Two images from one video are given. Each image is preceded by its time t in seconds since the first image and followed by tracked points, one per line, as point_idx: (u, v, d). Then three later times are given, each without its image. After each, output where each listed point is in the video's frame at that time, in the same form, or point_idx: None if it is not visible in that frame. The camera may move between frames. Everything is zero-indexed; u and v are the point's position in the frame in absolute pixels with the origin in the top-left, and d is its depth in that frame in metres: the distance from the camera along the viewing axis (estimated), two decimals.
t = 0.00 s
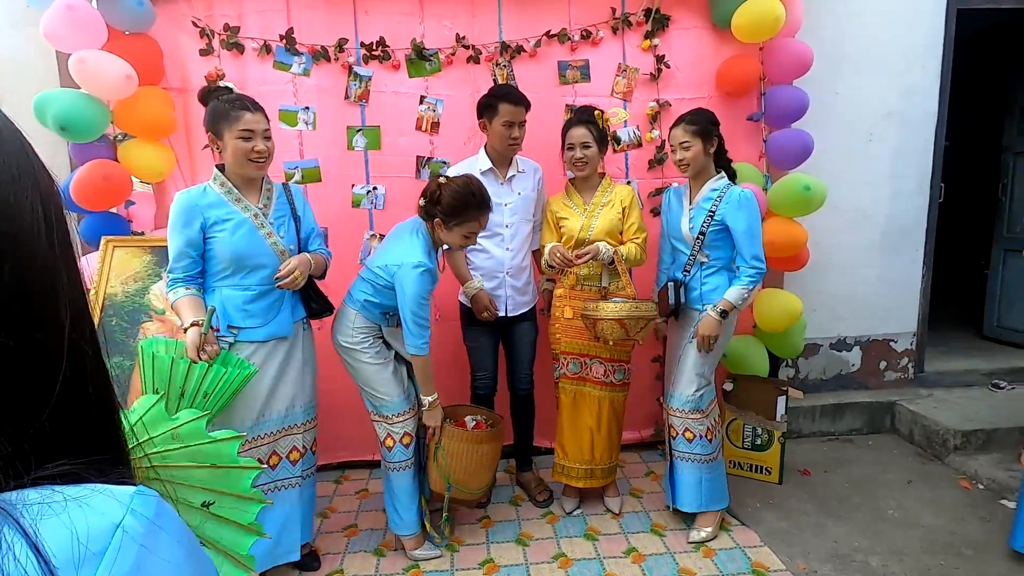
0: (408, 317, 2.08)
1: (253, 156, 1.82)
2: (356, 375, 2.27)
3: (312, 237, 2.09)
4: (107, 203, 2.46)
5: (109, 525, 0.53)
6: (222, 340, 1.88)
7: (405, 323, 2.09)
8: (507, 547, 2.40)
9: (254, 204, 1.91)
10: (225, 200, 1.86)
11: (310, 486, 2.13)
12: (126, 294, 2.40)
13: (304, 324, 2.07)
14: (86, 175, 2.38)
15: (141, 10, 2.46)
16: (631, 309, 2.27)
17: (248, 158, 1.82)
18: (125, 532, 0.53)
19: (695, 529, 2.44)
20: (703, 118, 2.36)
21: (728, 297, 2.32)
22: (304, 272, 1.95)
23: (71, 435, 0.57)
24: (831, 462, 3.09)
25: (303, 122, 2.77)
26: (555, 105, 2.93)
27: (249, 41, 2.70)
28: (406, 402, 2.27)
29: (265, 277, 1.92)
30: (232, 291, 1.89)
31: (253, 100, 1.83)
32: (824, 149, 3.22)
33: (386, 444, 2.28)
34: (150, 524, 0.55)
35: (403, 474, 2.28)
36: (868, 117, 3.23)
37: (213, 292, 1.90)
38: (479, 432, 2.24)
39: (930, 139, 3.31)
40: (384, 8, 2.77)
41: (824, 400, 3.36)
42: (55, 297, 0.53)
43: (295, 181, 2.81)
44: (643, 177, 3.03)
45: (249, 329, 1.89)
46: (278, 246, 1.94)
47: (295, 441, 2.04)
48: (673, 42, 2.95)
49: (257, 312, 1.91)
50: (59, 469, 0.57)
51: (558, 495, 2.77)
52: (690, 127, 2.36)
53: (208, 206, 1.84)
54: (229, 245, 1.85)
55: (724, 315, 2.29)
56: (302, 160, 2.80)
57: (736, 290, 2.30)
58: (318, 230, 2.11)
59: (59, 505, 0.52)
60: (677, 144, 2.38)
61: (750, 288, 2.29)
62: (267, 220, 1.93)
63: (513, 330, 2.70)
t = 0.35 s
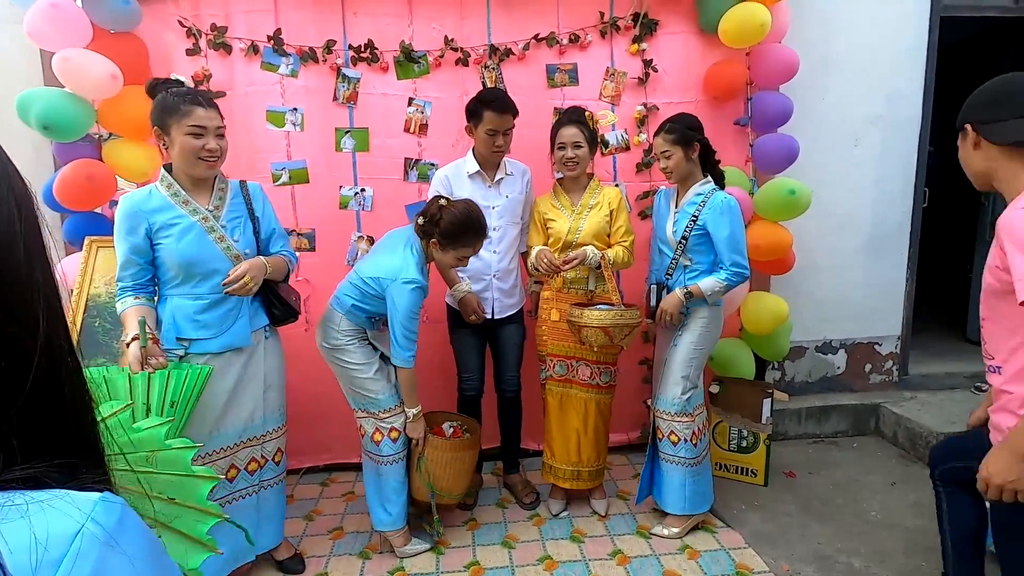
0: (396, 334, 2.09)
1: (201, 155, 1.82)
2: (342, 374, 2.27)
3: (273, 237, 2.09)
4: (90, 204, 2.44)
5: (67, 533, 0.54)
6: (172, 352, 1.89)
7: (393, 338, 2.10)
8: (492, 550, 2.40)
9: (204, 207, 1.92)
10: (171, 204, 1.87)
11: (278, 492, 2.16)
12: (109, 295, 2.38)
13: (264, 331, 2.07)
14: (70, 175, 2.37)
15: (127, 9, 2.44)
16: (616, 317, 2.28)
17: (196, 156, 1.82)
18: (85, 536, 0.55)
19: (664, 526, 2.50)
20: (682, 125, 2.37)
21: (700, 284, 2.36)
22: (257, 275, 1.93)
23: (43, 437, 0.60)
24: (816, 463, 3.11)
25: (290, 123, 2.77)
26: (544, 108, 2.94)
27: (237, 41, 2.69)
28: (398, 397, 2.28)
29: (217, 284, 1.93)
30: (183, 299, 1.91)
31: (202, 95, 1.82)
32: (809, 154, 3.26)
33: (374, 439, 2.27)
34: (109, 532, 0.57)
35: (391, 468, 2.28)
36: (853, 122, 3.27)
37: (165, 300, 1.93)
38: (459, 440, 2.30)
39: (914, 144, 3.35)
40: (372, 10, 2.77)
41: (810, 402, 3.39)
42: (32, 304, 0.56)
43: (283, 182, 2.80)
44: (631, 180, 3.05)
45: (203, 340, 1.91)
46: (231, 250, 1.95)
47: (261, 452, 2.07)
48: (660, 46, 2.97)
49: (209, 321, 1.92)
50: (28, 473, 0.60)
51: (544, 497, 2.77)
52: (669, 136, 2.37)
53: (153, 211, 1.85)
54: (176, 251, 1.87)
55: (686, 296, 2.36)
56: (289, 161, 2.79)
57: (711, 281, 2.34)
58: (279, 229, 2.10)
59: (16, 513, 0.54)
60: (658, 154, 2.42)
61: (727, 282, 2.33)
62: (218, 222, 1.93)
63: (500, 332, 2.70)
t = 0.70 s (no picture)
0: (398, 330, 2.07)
1: (170, 144, 1.81)
2: (339, 375, 2.24)
3: (240, 234, 2.11)
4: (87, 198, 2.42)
5: (96, 524, 0.57)
6: (135, 357, 1.84)
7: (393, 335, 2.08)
8: (489, 549, 2.39)
9: (167, 202, 1.90)
10: (130, 199, 1.83)
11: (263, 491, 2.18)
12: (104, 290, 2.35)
13: (234, 334, 2.06)
14: (68, 168, 2.35)
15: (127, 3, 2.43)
16: (614, 318, 2.28)
17: (166, 145, 1.81)
18: (113, 528, 0.58)
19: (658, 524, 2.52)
20: (656, 135, 2.41)
21: (705, 276, 2.35)
22: (227, 279, 1.94)
23: (77, 431, 0.65)
24: (812, 466, 3.12)
25: (291, 119, 2.76)
26: (545, 107, 2.94)
27: (237, 36, 2.67)
28: (395, 399, 2.28)
29: (183, 285, 1.91)
30: (148, 301, 1.87)
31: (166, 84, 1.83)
32: (808, 157, 3.27)
33: (369, 444, 2.27)
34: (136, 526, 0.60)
35: (391, 470, 2.29)
36: (852, 126, 3.28)
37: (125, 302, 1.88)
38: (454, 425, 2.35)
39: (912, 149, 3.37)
40: (375, 7, 2.76)
41: (807, 405, 3.40)
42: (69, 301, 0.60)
43: (282, 178, 2.80)
44: (631, 181, 3.05)
45: (170, 345, 1.88)
46: (198, 248, 1.94)
47: (240, 456, 2.05)
48: (661, 47, 2.98)
49: (176, 324, 1.89)
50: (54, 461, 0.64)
51: (541, 497, 2.77)
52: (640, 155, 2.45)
53: (109, 207, 1.81)
54: (138, 249, 1.83)
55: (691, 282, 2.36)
56: (289, 157, 2.79)
57: (717, 272, 2.34)
58: (246, 225, 2.13)
59: (44, 500, 0.57)
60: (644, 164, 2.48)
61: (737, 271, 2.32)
62: (183, 219, 1.92)
63: (498, 330, 2.70)
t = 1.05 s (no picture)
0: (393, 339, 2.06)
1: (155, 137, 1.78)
2: (328, 373, 2.20)
3: (215, 233, 2.09)
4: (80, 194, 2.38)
5: (126, 543, 0.59)
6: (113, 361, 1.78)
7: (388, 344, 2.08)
8: (488, 549, 2.38)
9: (148, 199, 1.85)
10: (111, 194, 1.77)
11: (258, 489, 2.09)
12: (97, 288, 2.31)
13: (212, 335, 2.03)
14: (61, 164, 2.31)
15: None
16: (617, 318, 2.27)
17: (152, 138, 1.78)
18: (138, 552, 0.60)
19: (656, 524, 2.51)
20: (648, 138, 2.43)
21: (693, 270, 2.34)
22: (215, 280, 1.94)
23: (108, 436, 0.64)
24: (809, 465, 3.13)
25: (287, 116, 2.73)
26: (544, 106, 2.93)
27: (234, 32, 2.64)
28: (383, 398, 2.26)
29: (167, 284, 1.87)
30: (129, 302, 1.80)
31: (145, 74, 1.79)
32: (805, 157, 3.28)
33: (354, 440, 2.25)
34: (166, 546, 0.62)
35: (377, 469, 2.26)
36: (849, 127, 3.30)
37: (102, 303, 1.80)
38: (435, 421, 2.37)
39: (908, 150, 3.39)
40: (373, 4, 2.74)
41: (803, 404, 3.41)
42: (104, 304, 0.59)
43: (279, 175, 2.77)
44: (629, 180, 3.05)
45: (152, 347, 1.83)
46: (181, 247, 1.90)
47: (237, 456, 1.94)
48: (660, 47, 2.98)
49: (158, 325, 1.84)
50: (85, 471, 0.64)
51: (540, 497, 2.76)
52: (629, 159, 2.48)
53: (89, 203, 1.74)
54: (122, 246, 1.77)
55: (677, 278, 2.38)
56: (286, 155, 2.76)
57: (703, 268, 2.32)
58: (221, 226, 2.10)
59: (77, 513, 0.59)
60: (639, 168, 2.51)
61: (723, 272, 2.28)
62: (164, 216, 1.88)
63: (496, 329, 2.68)
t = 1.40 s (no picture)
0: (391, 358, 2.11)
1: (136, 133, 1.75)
2: (321, 377, 2.18)
3: (205, 237, 2.03)
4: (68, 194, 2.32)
5: (167, 558, 0.57)
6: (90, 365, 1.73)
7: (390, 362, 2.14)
8: (486, 552, 2.36)
9: (128, 201, 1.81)
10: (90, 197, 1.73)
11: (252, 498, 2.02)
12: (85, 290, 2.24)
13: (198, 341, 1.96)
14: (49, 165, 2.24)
15: None
16: (617, 320, 2.26)
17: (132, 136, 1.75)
18: (183, 568, 0.58)
19: (654, 525, 2.51)
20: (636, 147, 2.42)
21: (677, 276, 2.37)
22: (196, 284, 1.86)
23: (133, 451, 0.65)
24: (803, 464, 3.15)
25: (281, 116, 2.70)
26: (540, 107, 2.92)
27: (226, 30, 2.61)
28: (378, 396, 2.23)
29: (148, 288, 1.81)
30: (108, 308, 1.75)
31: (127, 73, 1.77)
32: (799, 158, 3.31)
33: (356, 435, 2.24)
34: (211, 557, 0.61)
35: (381, 463, 2.26)
36: (842, 128, 3.32)
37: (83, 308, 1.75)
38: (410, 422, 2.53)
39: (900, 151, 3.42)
40: (367, 3, 2.72)
41: (797, 404, 3.43)
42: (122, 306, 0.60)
43: (272, 175, 2.73)
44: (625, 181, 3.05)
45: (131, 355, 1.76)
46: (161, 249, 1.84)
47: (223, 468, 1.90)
48: (656, 48, 2.98)
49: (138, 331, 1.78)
50: (119, 486, 0.64)
51: (537, 499, 2.75)
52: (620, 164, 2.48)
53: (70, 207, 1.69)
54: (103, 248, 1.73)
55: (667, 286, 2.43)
56: (280, 155, 2.73)
57: (687, 274, 2.34)
58: (210, 228, 2.04)
59: (119, 528, 0.57)
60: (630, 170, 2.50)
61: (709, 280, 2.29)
62: (145, 219, 1.83)
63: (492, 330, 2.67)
